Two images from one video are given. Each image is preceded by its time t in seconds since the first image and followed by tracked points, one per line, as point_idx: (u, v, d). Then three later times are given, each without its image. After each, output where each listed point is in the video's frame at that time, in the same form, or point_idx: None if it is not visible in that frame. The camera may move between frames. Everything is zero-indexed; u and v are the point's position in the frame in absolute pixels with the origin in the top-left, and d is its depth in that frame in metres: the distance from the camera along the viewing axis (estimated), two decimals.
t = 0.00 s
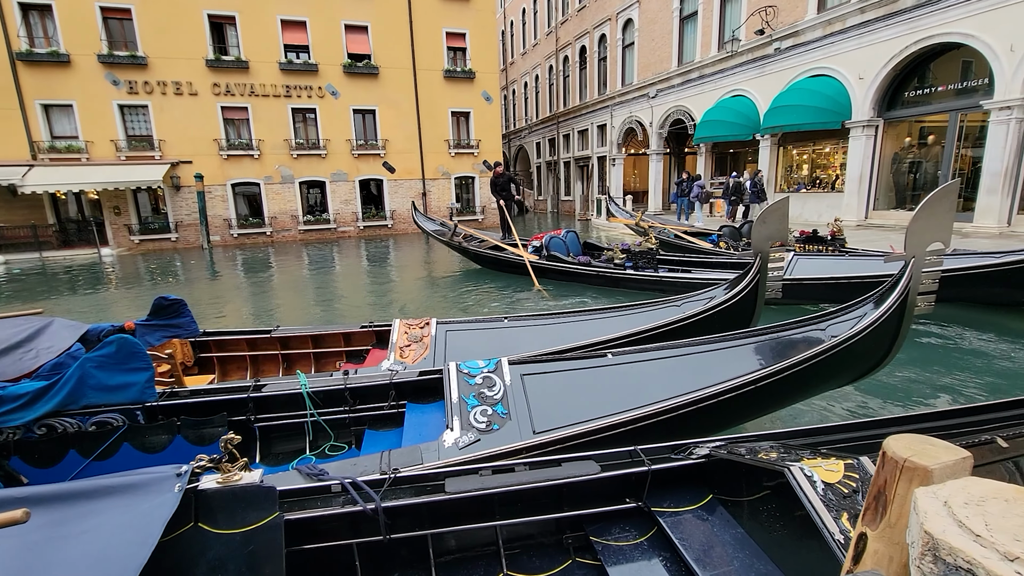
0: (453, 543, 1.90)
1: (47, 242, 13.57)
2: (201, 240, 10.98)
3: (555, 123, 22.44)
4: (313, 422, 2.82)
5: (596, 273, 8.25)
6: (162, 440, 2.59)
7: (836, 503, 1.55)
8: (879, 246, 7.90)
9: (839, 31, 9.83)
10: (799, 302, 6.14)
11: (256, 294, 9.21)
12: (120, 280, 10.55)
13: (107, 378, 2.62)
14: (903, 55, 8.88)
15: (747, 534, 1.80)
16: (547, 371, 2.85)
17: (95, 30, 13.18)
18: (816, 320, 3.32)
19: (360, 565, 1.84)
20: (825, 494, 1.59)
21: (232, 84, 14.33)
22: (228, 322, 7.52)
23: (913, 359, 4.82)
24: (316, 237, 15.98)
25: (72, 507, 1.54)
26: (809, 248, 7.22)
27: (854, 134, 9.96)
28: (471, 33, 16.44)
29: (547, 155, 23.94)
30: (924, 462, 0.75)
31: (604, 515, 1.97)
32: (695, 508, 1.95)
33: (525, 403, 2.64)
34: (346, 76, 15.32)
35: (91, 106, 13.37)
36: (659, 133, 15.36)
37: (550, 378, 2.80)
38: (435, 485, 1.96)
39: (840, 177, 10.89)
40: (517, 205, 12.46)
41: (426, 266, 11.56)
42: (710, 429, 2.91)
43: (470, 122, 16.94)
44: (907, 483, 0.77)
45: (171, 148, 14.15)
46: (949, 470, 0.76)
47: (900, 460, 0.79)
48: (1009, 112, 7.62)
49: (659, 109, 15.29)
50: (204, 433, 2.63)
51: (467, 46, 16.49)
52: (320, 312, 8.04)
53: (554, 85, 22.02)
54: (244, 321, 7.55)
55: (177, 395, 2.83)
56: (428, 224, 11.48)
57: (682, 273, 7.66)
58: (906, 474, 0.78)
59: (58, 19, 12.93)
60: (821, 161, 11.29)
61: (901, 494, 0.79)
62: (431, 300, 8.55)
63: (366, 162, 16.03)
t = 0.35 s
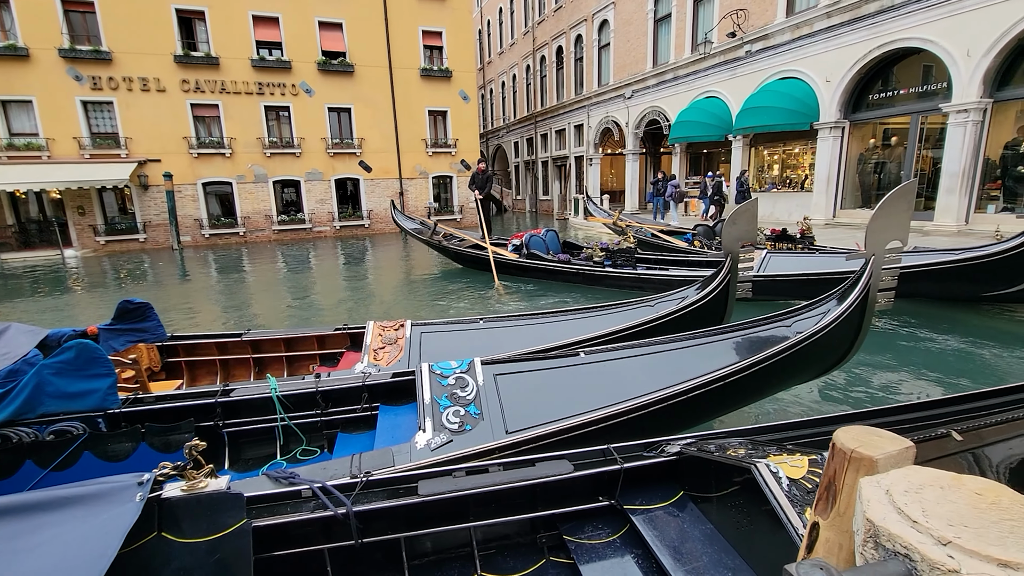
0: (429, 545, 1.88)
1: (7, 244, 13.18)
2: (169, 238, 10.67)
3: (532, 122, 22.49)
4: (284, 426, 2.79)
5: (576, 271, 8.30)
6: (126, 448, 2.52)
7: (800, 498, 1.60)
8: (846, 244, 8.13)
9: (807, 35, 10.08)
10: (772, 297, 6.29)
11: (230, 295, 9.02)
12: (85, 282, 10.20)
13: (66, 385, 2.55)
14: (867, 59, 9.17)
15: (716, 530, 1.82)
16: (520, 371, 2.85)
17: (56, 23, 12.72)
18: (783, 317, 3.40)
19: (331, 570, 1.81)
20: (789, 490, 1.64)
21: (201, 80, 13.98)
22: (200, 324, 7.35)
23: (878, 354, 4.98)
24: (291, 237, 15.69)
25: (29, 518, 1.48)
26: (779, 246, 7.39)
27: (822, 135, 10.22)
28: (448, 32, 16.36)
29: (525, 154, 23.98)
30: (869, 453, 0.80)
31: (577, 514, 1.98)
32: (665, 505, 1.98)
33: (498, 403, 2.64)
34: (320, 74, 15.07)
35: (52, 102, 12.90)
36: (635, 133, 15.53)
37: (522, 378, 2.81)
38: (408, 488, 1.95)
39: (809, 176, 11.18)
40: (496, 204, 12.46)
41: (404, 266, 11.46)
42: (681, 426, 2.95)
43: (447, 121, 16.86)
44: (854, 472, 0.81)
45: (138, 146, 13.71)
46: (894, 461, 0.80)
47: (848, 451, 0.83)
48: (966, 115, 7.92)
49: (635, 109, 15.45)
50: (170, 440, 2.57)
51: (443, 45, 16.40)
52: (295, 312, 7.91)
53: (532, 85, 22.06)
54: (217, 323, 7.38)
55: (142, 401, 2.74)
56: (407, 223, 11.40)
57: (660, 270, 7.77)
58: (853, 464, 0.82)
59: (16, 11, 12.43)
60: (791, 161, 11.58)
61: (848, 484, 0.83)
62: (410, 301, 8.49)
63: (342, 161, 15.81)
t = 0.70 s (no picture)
0: (406, 547, 1.85)
1: None
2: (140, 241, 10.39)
3: (511, 122, 22.50)
4: (255, 432, 2.72)
5: (557, 268, 8.31)
6: (89, 458, 2.42)
7: (765, 494, 1.67)
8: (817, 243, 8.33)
9: (777, 38, 10.31)
10: (747, 294, 6.40)
11: (204, 297, 8.81)
12: (50, 285, 9.85)
13: (24, 394, 2.44)
14: (834, 62, 9.42)
15: (687, 526, 1.84)
16: (495, 372, 2.85)
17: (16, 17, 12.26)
18: (752, 316, 3.47)
19: None
20: (756, 486, 1.71)
21: (171, 78, 13.63)
22: (173, 327, 7.16)
23: (848, 349, 5.11)
24: (266, 238, 15.39)
25: None
26: (753, 245, 7.54)
27: (793, 135, 10.45)
28: (425, 31, 16.26)
29: (504, 154, 23.98)
30: (822, 445, 0.82)
31: (552, 513, 1.99)
32: (639, 502, 2.00)
33: (472, 405, 2.63)
34: (295, 72, 14.82)
35: (12, 98, 12.43)
36: (612, 133, 15.66)
37: (497, 379, 2.80)
38: (381, 492, 1.93)
39: (781, 176, 11.44)
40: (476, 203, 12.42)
41: (383, 266, 11.35)
42: (654, 424, 2.99)
43: (425, 120, 16.75)
44: (808, 464, 0.84)
45: (104, 145, 13.29)
46: (845, 452, 0.83)
47: (802, 444, 0.85)
48: (929, 117, 8.19)
49: (612, 110, 15.58)
50: (135, 449, 2.49)
51: (420, 44, 16.29)
52: (271, 314, 7.76)
53: (510, 85, 22.08)
54: (191, 325, 7.21)
55: (106, 409, 2.66)
56: (386, 222, 11.29)
57: (639, 268, 7.85)
58: (807, 457, 0.84)
59: None
60: (763, 162, 11.84)
61: (803, 477, 0.85)
62: (390, 301, 8.41)
63: (318, 160, 15.57)
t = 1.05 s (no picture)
0: (388, 551, 1.83)
1: None
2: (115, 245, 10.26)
3: (493, 123, 22.51)
4: (232, 437, 2.68)
5: (540, 268, 8.33)
6: (57, 467, 2.36)
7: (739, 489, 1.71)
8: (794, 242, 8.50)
9: (754, 41, 10.49)
10: (727, 293, 6.50)
11: (181, 300, 8.63)
12: (19, 289, 9.54)
13: None
14: (808, 66, 9.62)
15: (665, 522, 1.86)
16: (474, 372, 2.85)
17: None
18: (728, 314, 3.52)
19: None
20: (730, 481, 1.75)
21: (145, 76, 13.32)
22: (149, 331, 6.99)
23: (824, 346, 5.23)
24: (244, 239, 15.13)
25: None
26: (731, 244, 7.64)
27: (769, 137, 10.61)
28: (405, 31, 16.18)
29: (486, 155, 23.96)
30: (782, 441, 0.87)
31: (532, 513, 1.99)
32: (617, 500, 2.01)
33: (452, 406, 2.62)
34: (273, 71, 14.61)
35: None
36: (593, 134, 15.77)
37: (477, 380, 2.80)
38: (359, 495, 1.91)
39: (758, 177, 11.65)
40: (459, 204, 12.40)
41: (365, 267, 11.25)
42: (633, 423, 3.01)
43: (406, 121, 16.66)
44: (770, 460, 0.89)
45: (75, 144, 12.94)
46: (805, 447, 0.88)
47: (764, 441, 0.91)
48: (898, 119, 8.41)
49: (593, 111, 15.68)
50: (107, 456, 2.43)
51: (401, 44, 16.20)
52: (251, 317, 7.63)
53: (491, 85, 22.07)
54: (168, 329, 7.05)
55: (75, 415, 2.59)
56: (369, 223, 11.19)
57: (621, 267, 7.92)
58: (769, 453, 0.90)
59: None
60: (742, 163, 12.04)
61: (765, 472, 0.91)
62: (372, 303, 8.34)
63: (298, 161, 15.37)
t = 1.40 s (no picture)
0: (364, 557, 1.80)
1: None
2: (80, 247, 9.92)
3: (471, 124, 22.47)
4: (201, 442, 2.62)
5: (521, 269, 8.33)
6: (14, 477, 2.21)
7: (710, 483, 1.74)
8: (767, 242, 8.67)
9: (726, 45, 10.68)
10: (704, 291, 6.59)
11: (152, 304, 8.38)
12: None
13: None
14: (778, 70, 9.86)
15: (639, 520, 1.88)
16: (449, 372, 2.83)
17: None
18: (700, 311, 3.58)
19: None
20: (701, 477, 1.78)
21: (111, 74, 12.93)
22: (118, 337, 6.77)
23: (797, 343, 5.34)
24: (218, 242, 14.80)
25: None
26: (706, 244, 7.76)
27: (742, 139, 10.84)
28: (382, 31, 16.04)
29: (465, 155, 23.90)
30: (739, 438, 0.90)
31: (508, 515, 1.98)
32: (593, 500, 2.02)
33: (426, 407, 2.61)
34: (246, 70, 14.33)
35: None
36: (572, 135, 15.87)
37: (452, 381, 2.78)
38: (331, 502, 1.89)
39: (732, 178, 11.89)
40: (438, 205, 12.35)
41: (343, 269, 11.11)
42: (608, 420, 3.04)
43: (384, 121, 16.51)
44: (727, 457, 0.92)
45: (37, 144, 12.51)
46: (760, 443, 0.91)
47: (722, 437, 0.93)
48: (864, 122, 8.68)
49: (571, 112, 15.76)
50: (69, 465, 2.35)
51: (378, 44, 16.06)
52: (225, 320, 7.46)
53: (469, 86, 22.03)
54: (138, 334, 6.85)
55: (34, 424, 2.49)
56: (347, 224, 11.05)
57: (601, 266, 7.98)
58: (727, 449, 0.92)
59: None
60: (717, 164, 12.26)
61: (723, 468, 0.94)
62: (351, 305, 8.23)
63: (273, 161, 15.09)
